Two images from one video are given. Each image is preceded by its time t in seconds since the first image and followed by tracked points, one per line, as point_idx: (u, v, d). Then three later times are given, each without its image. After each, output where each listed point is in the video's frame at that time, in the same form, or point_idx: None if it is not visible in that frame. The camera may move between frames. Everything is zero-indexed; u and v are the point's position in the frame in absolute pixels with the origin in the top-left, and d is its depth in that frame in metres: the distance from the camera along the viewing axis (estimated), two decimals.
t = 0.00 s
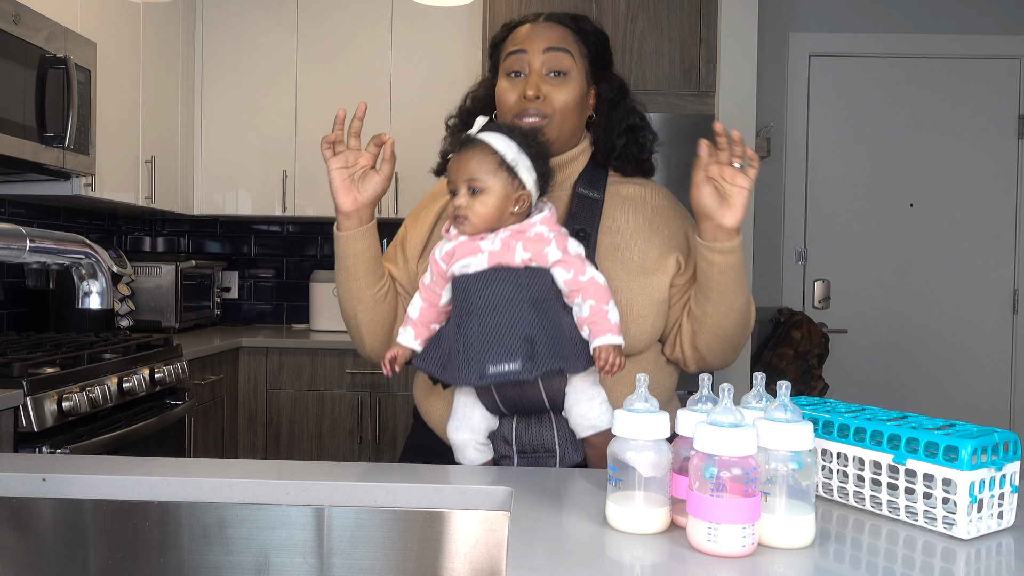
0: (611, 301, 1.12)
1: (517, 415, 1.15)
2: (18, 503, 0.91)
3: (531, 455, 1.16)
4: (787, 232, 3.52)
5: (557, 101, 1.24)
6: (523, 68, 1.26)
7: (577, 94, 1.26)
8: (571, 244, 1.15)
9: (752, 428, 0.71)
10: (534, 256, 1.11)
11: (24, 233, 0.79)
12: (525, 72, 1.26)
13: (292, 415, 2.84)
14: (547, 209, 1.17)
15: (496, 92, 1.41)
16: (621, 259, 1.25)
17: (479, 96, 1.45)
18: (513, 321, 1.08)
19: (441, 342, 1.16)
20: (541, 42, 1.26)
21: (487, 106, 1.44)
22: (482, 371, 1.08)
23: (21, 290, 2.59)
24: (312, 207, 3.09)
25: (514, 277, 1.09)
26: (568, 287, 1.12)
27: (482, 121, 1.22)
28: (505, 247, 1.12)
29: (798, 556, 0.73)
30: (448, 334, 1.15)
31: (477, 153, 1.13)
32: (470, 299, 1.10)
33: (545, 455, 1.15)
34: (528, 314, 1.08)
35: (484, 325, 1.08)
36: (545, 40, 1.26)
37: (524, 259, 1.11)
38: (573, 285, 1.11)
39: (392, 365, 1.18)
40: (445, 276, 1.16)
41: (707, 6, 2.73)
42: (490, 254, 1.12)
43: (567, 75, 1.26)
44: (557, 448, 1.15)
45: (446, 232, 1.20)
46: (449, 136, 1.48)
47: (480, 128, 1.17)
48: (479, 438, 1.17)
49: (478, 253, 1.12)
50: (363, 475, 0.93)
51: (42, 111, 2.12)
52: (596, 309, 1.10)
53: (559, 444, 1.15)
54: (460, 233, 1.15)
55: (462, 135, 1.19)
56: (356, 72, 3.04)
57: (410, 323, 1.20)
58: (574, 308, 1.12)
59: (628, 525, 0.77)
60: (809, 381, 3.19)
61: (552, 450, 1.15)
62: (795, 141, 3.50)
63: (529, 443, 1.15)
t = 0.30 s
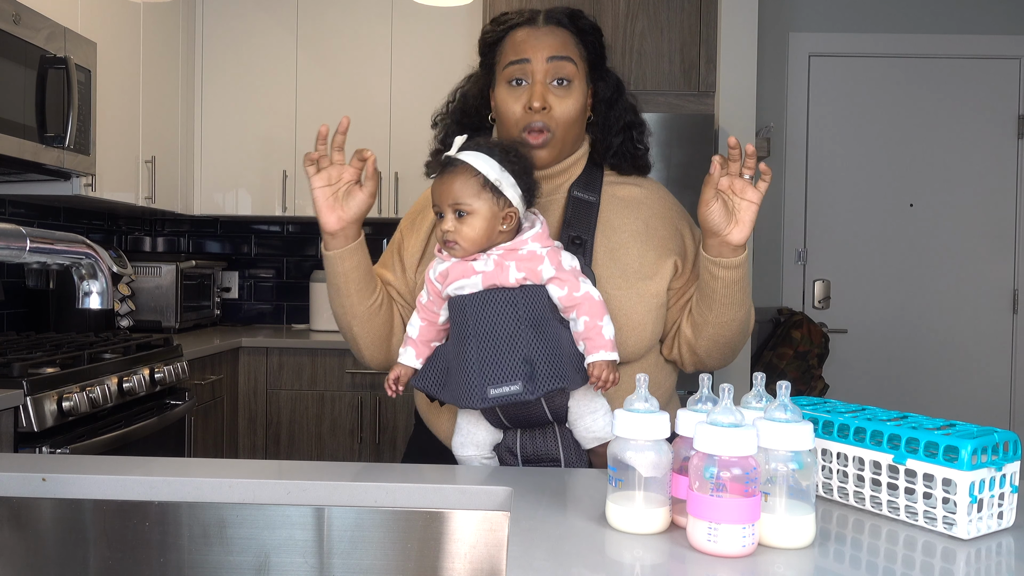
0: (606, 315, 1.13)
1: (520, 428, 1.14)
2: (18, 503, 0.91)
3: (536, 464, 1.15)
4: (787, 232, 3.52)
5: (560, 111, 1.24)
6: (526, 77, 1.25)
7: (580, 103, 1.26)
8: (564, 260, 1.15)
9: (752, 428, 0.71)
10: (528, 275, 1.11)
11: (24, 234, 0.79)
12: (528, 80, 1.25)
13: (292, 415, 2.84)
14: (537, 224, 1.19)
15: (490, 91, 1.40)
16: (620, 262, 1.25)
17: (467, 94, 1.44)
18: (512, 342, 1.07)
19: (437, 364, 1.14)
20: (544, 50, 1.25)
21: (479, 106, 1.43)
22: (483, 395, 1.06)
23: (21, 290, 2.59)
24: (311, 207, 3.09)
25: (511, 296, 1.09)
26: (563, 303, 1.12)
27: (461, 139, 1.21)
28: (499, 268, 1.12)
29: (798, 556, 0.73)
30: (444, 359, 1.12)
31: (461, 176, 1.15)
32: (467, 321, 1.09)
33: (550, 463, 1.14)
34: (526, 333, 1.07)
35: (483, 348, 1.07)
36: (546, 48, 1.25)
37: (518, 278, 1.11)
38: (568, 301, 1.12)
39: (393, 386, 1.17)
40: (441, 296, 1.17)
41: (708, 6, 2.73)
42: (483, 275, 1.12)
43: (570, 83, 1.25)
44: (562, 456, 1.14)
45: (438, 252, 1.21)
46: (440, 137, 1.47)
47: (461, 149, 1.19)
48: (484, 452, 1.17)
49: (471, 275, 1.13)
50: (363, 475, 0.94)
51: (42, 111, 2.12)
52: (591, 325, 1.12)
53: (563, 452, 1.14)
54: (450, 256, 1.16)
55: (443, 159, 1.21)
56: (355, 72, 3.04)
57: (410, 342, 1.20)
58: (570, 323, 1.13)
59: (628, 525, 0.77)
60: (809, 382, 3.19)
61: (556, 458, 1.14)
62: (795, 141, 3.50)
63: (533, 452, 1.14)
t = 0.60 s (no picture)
0: (608, 314, 1.12)
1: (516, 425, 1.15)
2: (18, 503, 0.91)
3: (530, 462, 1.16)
4: (787, 232, 3.52)
5: (551, 103, 1.24)
6: (511, 74, 1.25)
7: (570, 93, 1.26)
8: (568, 256, 1.15)
9: (752, 428, 0.71)
10: (532, 270, 1.11)
11: (24, 234, 0.79)
12: (514, 77, 1.25)
13: (292, 415, 2.84)
14: (543, 219, 1.19)
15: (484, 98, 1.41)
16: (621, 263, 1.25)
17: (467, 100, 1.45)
18: (513, 337, 1.06)
19: (436, 355, 1.13)
20: (528, 45, 1.25)
21: (477, 111, 1.44)
22: (483, 389, 1.06)
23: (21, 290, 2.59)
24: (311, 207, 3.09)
25: (513, 291, 1.08)
26: (566, 300, 1.12)
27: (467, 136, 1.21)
28: (503, 262, 1.12)
29: (798, 556, 0.73)
30: (444, 351, 1.12)
31: (465, 171, 1.15)
32: (467, 315, 1.08)
33: (544, 461, 1.16)
34: (527, 329, 1.07)
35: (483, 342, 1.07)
36: (529, 43, 1.25)
37: (522, 273, 1.11)
38: (571, 298, 1.11)
39: (393, 378, 1.17)
40: (442, 289, 1.16)
41: (708, 6, 2.73)
42: (487, 269, 1.12)
43: (558, 74, 1.25)
44: (557, 455, 1.15)
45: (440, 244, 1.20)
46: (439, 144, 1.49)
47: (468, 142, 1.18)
48: (478, 449, 1.17)
49: (474, 268, 1.12)
50: (363, 475, 0.94)
51: (42, 110, 2.12)
52: (593, 323, 1.11)
53: (558, 451, 1.15)
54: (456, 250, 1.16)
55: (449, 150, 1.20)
56: (355, 72, 3.04)
57: (408, 336, 1.19)
58: (572, 320, 1.12)
59: (628, 525, 0.77)
60: (809, 382, 3.19)
61: (551, 457, 1.15)
62: (795, 141, 3.50)
63: (529, 450, 1.15)
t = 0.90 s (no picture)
0: (614, 311, 1.13)
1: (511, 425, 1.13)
2: (18, 503, 0.91)
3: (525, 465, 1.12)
4: (787, 232, 3.52)
5: (536, 96, 1.24)
6: (496, 66, 1.25)
7: (555, 87, 1.26)
8: (573, 253, 1.16)
9: (752, 428, 0.71)
10: (540, 265, 1.12)
11: (23, 234, 0.79)
12: (500, 69, 1.25)
13: (292, 415, 2.84)
14: (545, 215, 1.19)
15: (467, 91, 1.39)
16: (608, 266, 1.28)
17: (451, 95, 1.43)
18: (520, 333, 1.06)
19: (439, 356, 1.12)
20: (513, 37, 1.24)
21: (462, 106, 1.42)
22: (491, 387, 1.05)
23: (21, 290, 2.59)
24: (311, 207, 3.09)
25: (521, 287, 1.08)
26: (572, 296, 1.13)
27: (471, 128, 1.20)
28: (511, 256, 1.12)
29: (798, 556, 0.73)
30: (447, 350, 1.11)
31: (473, 162, 1.15)
32: (474, 312, 1.08)
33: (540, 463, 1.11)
34: (534, 325, 1.07)
35: (490, 339, 1.07)
36: (515, 35, 1.25)
37: (530, 268, 1.12)
38: (577, 294, 1.12)
39: (392, 377, 1.16)
40: (442, 286, 1.17)
41: (708, 6, 2.72)
42: (494, 263, 1.12)
43: (544, 67, 1.25)
44: (553, 456, 1.11)
45: (439, 238, 1.20)
46: (422, 141, 1.47)
47: (474, 134, 1.18)
48: (476, 450, 1.15)
49: (480, 263, 1.12)
50: (362, 475, 0.94)
51: (42, 110, 2.12)
52: (600, 319, 1.12)
53: (555, 452, 1.11)
54: (460, 243, 1.15)
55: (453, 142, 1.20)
56: (355, 73, 3.04)
57: (405, 335, 1.18)
58: (576, 317, 1.13)
59: (628, 525, 0.77)
60: (810, 381, 3.19)
61: (547, 458, 1.11)
62: (795, 141, 3.50)
63: (524, 450, 1.11)
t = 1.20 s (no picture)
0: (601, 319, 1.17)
1: (484, 428, 1.13)
2: (18, 503, 0.91)
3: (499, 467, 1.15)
4: (787, 232, 3.52)
5: (488, 89, 1.20)
6: (450, 59, 1.19)
7: (512, 80, 1.21)
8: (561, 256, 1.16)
9: (752, 428, 0.71)
10: (533, 270, 1.11)
11: (24, 233, 0.76)
12: (452, 61, 1.19)
13: (292, 415, 2.84)
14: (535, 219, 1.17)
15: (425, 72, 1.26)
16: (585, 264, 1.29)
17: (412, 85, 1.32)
18: (514, 341, 1.09)
19: (425, 355, 1.13)
20: (468, 27, 1.19)
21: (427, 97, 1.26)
22: (481, 393, 1.08)
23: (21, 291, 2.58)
24: (312, 207, 3.09)
25: (516, 295, 1.10)
26: (561, 302, 1.13)
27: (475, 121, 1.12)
28: (507, 259, 1.11)
29: (798, 556, 0.73)
30: (435, 351, 1.12)
31: (473, 159, 1.10)
32: (468, 317, 1.09)
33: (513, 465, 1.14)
34: (528, 333, 1.10)
35: (483, 346, 1.09)
36: (474, 26, 1.19)
37: (525, 272, 1.11)
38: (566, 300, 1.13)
39: (370, 375, 1.16)
40: (427, 284, 1.13)
41: (708, 6, 2.72)
42: (489, 265, 1.10)
43: (502, 60, 1.20)
44: (526, 458, 1.14)
45: (426, 231, 1.15)
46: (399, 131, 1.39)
47: (479, 125, 1.12)
48: (450, 454, 1.16)
49: (473, 263, 1.10)
50: (362, 475, 0.94)
51: (42, 110, 2.12)
52: (588, 326, 1.15)
53: (528, 454, 1.14)
54: (451, 240, 1.12)
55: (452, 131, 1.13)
56: (355, 73, 3.04)
57: (382, 332, 1.15)
58: (563, 323, 1.14)
59: (627, 525, 0.77)
60: (809, 382, 3.19)
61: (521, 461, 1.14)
62: (795, 141, 3.50)
63: (498, 454, 1.14)
